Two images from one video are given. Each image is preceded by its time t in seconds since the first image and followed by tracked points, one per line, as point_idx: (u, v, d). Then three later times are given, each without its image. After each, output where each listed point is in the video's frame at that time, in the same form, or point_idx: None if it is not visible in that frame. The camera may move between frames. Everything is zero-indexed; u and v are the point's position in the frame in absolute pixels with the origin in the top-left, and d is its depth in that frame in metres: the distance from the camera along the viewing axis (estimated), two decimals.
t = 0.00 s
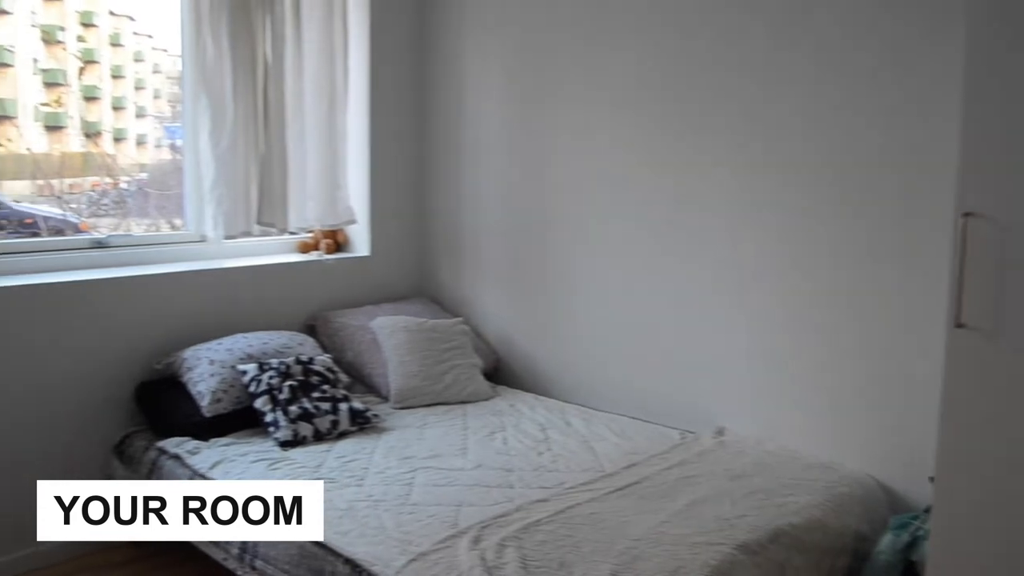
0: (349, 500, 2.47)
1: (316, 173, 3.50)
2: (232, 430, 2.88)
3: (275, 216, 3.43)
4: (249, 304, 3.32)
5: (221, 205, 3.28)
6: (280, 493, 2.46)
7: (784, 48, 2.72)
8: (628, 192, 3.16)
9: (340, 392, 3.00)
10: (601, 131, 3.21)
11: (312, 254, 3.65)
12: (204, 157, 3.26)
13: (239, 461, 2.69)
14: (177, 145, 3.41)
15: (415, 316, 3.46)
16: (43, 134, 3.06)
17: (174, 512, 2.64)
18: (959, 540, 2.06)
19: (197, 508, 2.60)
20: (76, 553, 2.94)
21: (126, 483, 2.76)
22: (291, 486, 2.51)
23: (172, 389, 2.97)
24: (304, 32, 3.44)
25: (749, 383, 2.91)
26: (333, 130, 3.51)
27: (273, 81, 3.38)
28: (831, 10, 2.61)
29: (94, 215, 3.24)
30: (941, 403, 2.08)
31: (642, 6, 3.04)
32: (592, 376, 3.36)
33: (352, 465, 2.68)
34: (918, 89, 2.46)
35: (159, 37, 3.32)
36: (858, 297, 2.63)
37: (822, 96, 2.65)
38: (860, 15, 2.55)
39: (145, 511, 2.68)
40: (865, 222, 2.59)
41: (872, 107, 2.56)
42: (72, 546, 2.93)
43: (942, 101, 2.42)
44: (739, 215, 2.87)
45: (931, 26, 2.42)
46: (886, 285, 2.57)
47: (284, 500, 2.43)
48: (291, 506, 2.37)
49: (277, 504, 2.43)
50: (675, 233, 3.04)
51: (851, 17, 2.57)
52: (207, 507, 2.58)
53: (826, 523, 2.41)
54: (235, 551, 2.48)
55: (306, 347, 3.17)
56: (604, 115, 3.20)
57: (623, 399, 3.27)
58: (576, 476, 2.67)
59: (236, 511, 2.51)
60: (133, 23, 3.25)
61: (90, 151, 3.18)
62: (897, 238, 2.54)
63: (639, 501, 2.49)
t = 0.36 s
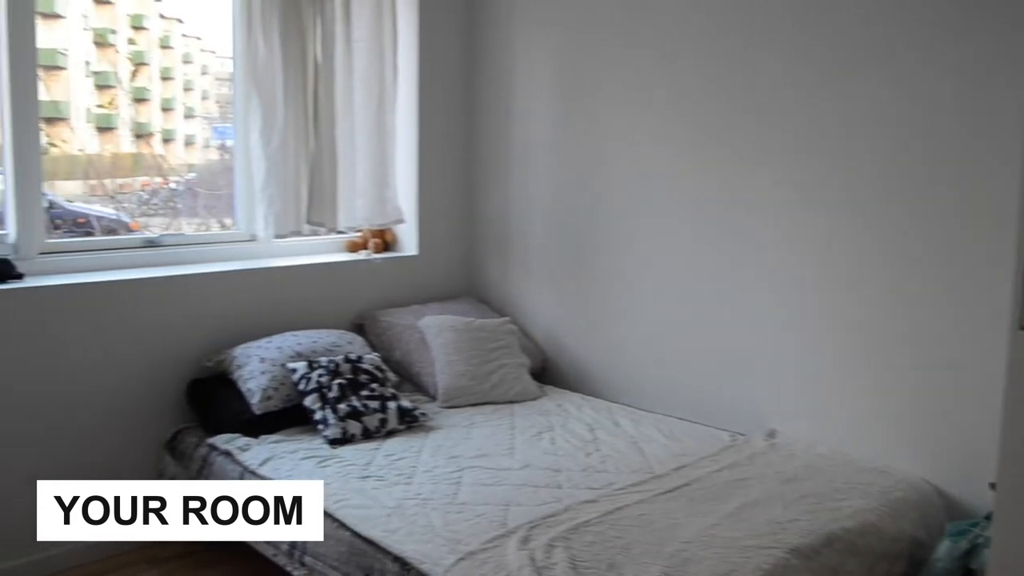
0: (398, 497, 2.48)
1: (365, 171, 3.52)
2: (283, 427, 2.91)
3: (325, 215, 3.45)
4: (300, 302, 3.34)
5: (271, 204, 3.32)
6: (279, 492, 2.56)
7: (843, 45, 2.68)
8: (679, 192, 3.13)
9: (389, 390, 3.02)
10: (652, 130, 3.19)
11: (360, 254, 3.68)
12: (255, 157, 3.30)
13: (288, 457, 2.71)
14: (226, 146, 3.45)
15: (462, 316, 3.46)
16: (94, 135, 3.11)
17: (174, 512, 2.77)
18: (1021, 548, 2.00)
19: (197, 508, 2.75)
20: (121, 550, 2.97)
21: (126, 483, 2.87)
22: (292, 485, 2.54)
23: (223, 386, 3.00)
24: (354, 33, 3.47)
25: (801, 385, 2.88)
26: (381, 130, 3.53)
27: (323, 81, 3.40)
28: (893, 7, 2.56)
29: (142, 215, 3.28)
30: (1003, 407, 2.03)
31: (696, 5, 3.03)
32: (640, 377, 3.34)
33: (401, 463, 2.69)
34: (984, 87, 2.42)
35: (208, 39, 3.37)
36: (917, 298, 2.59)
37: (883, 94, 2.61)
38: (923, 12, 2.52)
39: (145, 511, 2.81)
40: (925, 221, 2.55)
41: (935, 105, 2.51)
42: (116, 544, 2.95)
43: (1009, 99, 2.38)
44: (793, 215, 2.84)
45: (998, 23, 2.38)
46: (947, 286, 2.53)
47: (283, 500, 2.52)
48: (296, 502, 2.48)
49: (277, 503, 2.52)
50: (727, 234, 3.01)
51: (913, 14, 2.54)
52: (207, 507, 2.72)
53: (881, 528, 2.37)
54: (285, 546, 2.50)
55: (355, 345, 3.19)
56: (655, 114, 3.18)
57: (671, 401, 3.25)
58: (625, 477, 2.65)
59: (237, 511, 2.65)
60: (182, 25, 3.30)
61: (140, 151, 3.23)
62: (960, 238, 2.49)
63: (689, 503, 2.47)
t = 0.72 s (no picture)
0: (446, 496, 2.48)
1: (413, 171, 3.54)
2: (333, 424, 2.93)
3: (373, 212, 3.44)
4: (349, 301, 3.37)
5: (320, 203, 3.34)
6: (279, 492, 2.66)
7: (902, 41, 2.64)
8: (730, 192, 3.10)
9: (436, 389, 3.03)
10: (702, 130, 3.17)
11: (407, 253, 3.69)
12: (305, 156, 3.33)
13: (337, 454, 2.73)
14: (273, 145, 3.48)
15: (509, 315, 3.47)
16: (145, 134, 3.17)
17: (174, 512, 2.78)
18: None
19: (197, 508, 2.78)
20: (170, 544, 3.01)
21: (125, 482, 2.80)
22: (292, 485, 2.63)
23: (273, 382, 3.03)
24: (403, 34, 3.49)
25: (854, 388, 2.84)
26: (430, 129, 3.55)
27: (371, 81, 3.42)
28: (955, 1, 2.51)
29: (191, 214, 3.32)
30: None
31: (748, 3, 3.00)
32: (689, 379, 3.31)
33: (449, 462, 2.70)
34: None
35: (256, 40, 3.40)
36: (977, 301, 2.54)
37: (944, 90, 2.56)
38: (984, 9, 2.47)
39: (145, 511, 2.78)
40: (986, 223, 2.51)
41: (997, 103, 2.47)
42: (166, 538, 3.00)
43: None
44: (847, 215, 2.80)
45: None
46: (1007, 289, 2.48)
47: (285, 499, 2.65)
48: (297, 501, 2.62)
49: (277, 503, 2.66)
50: (778, 234, 2.98)
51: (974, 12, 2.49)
52: (205, 504, 2.77)
53: (936, 535, 2.32)
54: (334, 542, 2.51)
55: (403, 344, 3.20)
56: (706, 113, 3.15)
57: (720, 403, 3.22)
58: (674, 479, 2.64)
59: (238, 511, 2.72)
60: (231, 27, 3.33)
61: (189, 150, 3.28)
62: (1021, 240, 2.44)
63: (740, 506, 2.44)
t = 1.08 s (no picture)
0: (494, 494, 2.49)
1: (462, 170, 3.54)
2: (381, 420, 2.95)
3: (421, 213, 3.49)
4: (398, 298, 3.39)
5: (369, 202, 3.36)
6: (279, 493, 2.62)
7: (962, 36, 2.58)
8: (781, 191, 3.07)
9: (484, 387, 3.04)
10: (753, 129, 3.14)
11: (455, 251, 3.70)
12: (355, 155, 3.36)
13: (386, 450, 2.75)
14: (321, 144, 3.51)
15: (556, 314, 3.46)
16: (195, 134, 3.21)
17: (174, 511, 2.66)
18: None
19: (197, 508, 2.68)
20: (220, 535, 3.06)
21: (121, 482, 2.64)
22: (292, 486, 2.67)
23: (322, 378, 3.05)
24: (452, 33, 3.50)
25: (908, 391, 2.79)
26: (478, 128, 3.56)
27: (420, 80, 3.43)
28: None
29: (240, 211, 3.36)
30: None
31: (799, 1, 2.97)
32: (738, 380, 3.28)
33: (497, 460, 2.71)
34: None
35: (302, 40, 3.42)
36: None
37: (1002, 89, 2.52)
38: None
39: (146, 511, 2.63)
40: None
41: None
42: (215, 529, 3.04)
43: None
44: (902, 215, 2.75)
45: None
46: None
47: (284, 500, 2.63)
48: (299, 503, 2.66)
49: (277, 503, 2.62)
50: (830, 234, 2.94)
51: None
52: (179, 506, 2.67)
53: (994, 542, 2.28)
54: (382, 538, 2.52)
55: (450, 342, 3.21)
56: (756, 112, 3.12)
57: (770, 404, 3.19)
58: (724, 480, 2.62)
59: (238, 511, 2.62)
60: (278, 27, 3.36)
61: (238, 149, 3.31)
62: None
63: (791, 509, 2.42)
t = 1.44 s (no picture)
0: (542, 491, 2.49)
1: (511, 168, 3.55)
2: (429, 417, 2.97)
3: (470, 209, 3.50)
4: (447, 296, 3.41)
5: (419, 200, 3.38)
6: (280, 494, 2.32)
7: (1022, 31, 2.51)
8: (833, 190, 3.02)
9: (532, 385, 3.04)
10: (804, 127, 3.10)
11: (503, 249, 3.71)
12: (405, 152, 3.38)
13: (435, 446, 2.76)
14: (369, 142, 3.54)
15: (604, 313, 3.45)
16: (245, 133, 3.24)
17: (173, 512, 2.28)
18: None
19: (196, 508, 2.35)
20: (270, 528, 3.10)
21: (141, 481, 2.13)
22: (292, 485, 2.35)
23: (372, 374, 3.08)
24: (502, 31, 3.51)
25: (963, 395, 2.73)
26: (528, 125, 3.55)
27: (470, 78, 3.44)
28: None
29: (290, 209, 3.40)
30: None
31: None
32: (787, 381, 3.24)
33: (546, 458, 2.71)
34: None
35: (349, 39, 3.45)
36: None
37: None
38: None
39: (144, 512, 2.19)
40: None
41: None
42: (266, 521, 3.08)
43: None
44: (956, 216, 2.69)
45: None
46: None
47: (285, 500, 2.34)
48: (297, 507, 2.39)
49: (277, 504, 2.34)
50: (883, 234, 2.89)
51: None
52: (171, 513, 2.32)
53: None
54: (431, 534, 2.53)
55: (499, 339, 3.22)
56: (807, 110, 3.08)
57: (819, 406, 3.15)
58: (774, 482, 2.59)
59: (238, 512, 2.36)
60: (326, 26, 3.39)
61: (286, 147, 3.34)
62: None
63: (844, 512, 2.38)
